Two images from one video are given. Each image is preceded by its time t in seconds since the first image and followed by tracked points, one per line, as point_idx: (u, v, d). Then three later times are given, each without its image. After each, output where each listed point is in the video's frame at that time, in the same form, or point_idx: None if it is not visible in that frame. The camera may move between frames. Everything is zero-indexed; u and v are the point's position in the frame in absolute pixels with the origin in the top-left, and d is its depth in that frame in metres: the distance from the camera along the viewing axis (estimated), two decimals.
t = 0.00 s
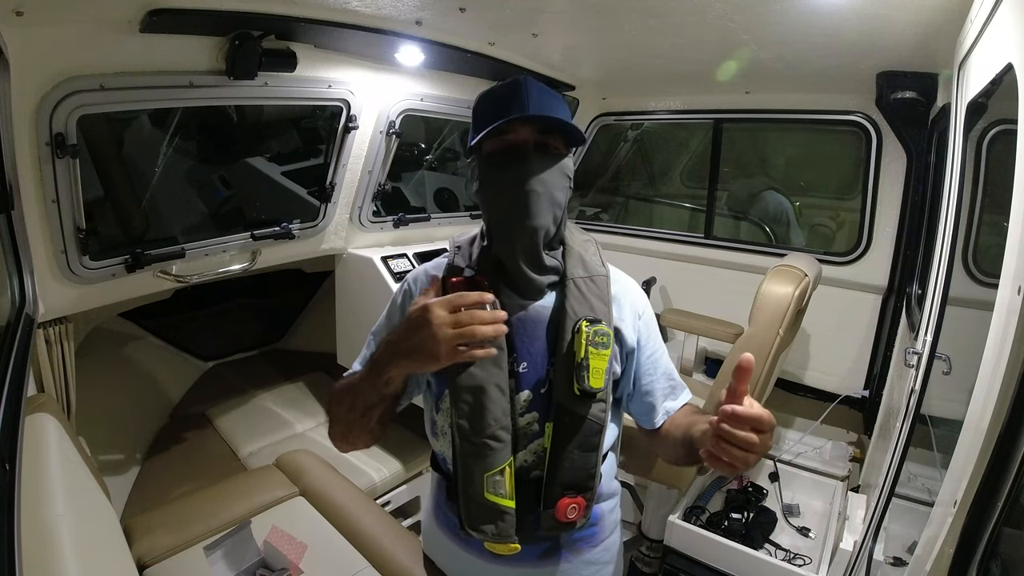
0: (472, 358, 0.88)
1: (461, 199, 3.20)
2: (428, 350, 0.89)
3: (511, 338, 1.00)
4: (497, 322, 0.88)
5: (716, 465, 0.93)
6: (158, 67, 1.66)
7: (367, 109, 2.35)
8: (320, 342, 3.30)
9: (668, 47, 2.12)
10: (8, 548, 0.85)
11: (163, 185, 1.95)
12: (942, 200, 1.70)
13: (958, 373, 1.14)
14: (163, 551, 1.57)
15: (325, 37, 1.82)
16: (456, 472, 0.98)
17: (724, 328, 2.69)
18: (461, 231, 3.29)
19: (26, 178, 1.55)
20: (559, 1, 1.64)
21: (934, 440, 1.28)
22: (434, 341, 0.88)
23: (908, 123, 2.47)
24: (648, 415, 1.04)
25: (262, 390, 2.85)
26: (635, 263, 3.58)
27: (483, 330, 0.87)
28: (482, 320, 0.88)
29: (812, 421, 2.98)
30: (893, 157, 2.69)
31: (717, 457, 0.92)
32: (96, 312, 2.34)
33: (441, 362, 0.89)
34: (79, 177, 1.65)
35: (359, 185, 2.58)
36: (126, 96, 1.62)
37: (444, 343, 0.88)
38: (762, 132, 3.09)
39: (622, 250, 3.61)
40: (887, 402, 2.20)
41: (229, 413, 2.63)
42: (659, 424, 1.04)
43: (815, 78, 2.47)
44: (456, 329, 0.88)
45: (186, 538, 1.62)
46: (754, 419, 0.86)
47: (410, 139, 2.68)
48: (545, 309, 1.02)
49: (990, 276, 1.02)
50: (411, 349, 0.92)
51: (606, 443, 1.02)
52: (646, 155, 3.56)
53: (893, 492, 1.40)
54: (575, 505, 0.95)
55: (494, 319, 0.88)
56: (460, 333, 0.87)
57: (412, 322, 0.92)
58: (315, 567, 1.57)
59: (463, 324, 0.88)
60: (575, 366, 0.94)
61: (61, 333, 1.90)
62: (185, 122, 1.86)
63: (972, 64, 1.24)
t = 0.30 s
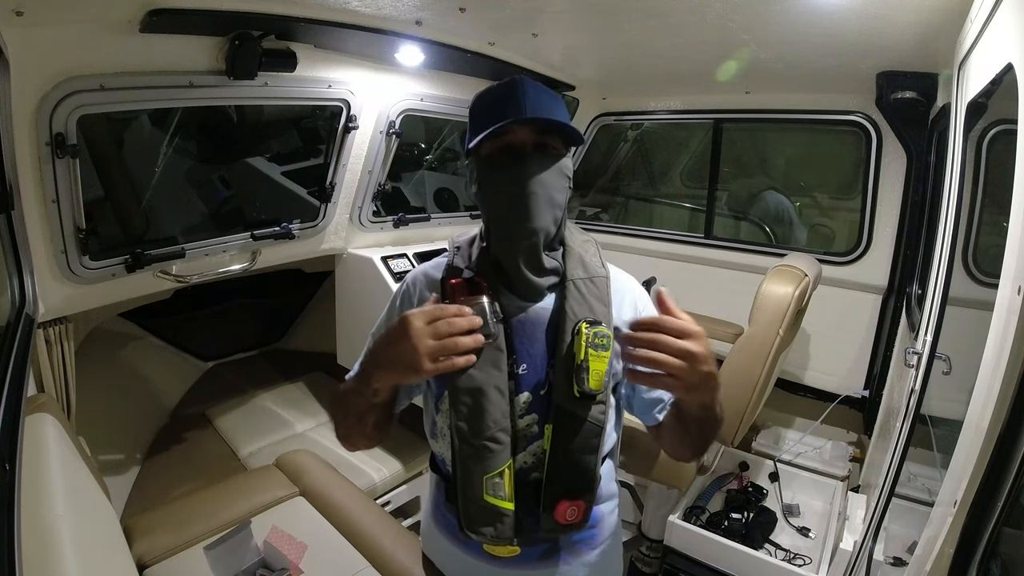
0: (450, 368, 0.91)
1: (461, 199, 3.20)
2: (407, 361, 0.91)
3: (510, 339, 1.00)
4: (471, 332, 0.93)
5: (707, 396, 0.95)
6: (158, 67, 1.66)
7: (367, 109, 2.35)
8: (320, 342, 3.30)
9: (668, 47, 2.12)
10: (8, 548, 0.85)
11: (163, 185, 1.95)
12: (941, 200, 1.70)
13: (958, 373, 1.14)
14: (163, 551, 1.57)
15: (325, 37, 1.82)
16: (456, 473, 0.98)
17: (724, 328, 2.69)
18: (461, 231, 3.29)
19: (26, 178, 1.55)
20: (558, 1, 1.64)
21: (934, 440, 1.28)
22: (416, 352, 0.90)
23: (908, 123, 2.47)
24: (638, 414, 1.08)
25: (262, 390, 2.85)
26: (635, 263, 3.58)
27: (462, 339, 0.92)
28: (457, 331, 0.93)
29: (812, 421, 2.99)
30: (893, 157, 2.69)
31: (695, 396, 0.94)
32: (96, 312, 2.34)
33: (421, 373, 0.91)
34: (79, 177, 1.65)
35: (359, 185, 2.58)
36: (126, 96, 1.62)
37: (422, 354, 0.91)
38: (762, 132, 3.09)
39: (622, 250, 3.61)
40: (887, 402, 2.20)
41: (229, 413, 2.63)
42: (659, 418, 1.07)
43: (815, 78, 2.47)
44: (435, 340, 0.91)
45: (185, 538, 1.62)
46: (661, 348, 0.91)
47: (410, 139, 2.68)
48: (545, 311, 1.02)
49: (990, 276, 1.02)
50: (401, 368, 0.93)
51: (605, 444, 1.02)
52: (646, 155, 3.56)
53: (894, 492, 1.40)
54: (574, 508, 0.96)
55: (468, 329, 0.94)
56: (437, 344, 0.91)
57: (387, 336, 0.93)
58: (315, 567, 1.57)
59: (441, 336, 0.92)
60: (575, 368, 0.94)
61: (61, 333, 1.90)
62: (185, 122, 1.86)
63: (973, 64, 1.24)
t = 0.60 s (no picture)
0: (453, 380, 0.88)
1: (461, 199, 3.20)
2: (410, 375, 0.90)
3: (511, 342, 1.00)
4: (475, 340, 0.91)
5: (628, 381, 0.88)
6: (158, 67, 1.66)
7: (367, 109, 2.35)
8: (320, 342, 3.30)
9: (668, 47, 2.12)
10: (8, 548, 0.85)
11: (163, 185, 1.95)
12: (941, 200, 1.70)
13: (959, 373, 1.14)
14: (163, 551, 1.57)
15: (325, 37, 1.82)
16: (457, 475, 0.98)
17: (724, 328, 2.69)
18: (461, 231, 3.29)
19: (26, 178, 1.55)
20: (559, 1, 1.64)
21: (934, 440, 1.28)
22: (418, 365, 0.89)
23: (908, 123, 2.47)
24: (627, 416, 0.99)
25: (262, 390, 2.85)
26: (635, 263, 3.58)
27: (464, 350, 0.89)
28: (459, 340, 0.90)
29: (812, 421, 2.96)
30: (893, 157, 2.69)
31: (613, 389, 0.87)
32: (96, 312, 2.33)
33: (425, 385, 0.89)
34: (79, 177, 1.65)
35: (359, 185, 2.58)
36: (126, 96, 1.63)
37: (425, 367, 0.89)
38: (762, 132, 3.09)
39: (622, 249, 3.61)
40: (887, 402, 2.20)
41: (229, 413, 2.63)
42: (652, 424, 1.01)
43: (815, 78, 2.47)
44: (437, 353, 0.89)
45: (186, 538, 1.62)
46: (547, 355, 0.85)
47: (410, 139, 2.68)
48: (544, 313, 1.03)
49: (990, 276, 1.02)
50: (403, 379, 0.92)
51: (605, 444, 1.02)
52: (646, 155, 3.56)
53: (893, 492, 1.41)
54: (574, 509, 0.97)
55: (472, 338, 0.92)
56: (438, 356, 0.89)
57: (389, 351, 0.92)
58: (315, 567, 1.57)
59: (443, 348, 0.90)
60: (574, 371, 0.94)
61: (61, 333, 1.90)
62: (185, 122, 1.86)
63: (973, 63, 1.24)
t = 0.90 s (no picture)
0: (443, 387, 0.89)
1: (461, 199, 3.21)
2: (399, 383, 0.90)
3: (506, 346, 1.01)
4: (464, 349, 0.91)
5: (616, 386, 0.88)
6: (158, 67, 1.66)
7: (367, 109, 2.35)
8: (320, 342, 3.30)
9: (668, 47, 2.12)
10: (8, 548, 0.85)
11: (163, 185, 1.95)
12: (941, 200, 1.70)
13: (959, 373, 1.14)
14: (163, 551, 1.57)
15: (325, 37, 1.82)
16: (449, 480, 0.99)
17: (724, 328, 2.69)
18: (461, 231, 3.29)
19: (26, 178, 1.55)
20: (558, 1, 1.64)
21: (934, 440, 1.28)
22: (406, 374, 0.89)
23: (908, 123, 2.47)
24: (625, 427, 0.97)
25: (262, 390, 2.85)
26: (635, 263, 3.58)
27: (454, 358, 0.89)
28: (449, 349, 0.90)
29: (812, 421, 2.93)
30: (893, 157, 2.69)
31: (603, 395, 0.87)
32: (96, 312, 2.33)
33: (414, 392, 0.90)
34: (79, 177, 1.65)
35: (359, 185, 2.58)
36: (126, 96, 1.63)
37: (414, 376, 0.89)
38: (761, 132, 3.09)
39: (622, 249, 3.61)
40: (887, 402, 2.20)
41: (229, 413, 2.63)
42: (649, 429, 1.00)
43: (815, 78, 2.47)
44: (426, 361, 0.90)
45: (186, 538, 1.62)
46: (535, 359, 0.85)
47: (409, 139, 2.68)
48: (539, 315, 1.02)
49: (990, 276, 1.02)
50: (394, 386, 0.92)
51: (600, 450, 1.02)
52: (646, 155, 3.56)
53: (893, 492, 1.41)
54: (565, 518, 0.96)
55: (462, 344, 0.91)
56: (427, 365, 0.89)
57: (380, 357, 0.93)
58: (315, 567, 1.57)
59: (433, 356, 0.90)
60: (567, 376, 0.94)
61: (61, 333, 1.90)
62: (185, 122, 1.86)
63: (973, 64, 1.24)
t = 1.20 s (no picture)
0: (439, 399, 0.89)
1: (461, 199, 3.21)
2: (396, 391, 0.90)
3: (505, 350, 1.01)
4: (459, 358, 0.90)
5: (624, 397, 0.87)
6: (158, 67, 1.66)
7: (367, 109, 2.35)
8: (320, 342, 3.30)
9: (668, 47, 2.12)
10: (8, 548, 0.84)
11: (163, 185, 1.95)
12: (941, 200, 1.70)
13: (959, 373, 1.14)
14: (164, 551, 1.57)
15: (325, 37, 1.82)
16: (450, 485, 0.99)
17: (724, 328, 2.69)
18: (461, 231, 3.29)
19: (26, 178, 1.55)
20: (558, 1, 1.64)
21: (934, 440, 1.28)
22: (402, 386, 0.89)
23: (908, 123, 2.47)
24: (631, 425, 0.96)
25: (262, 390, 2.85)
26: (635, 263, 3.58)
27: (449, 369, 0.89)
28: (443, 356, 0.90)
29: (812, 421, 2.93)
30: (893, 157, 2.69)
31: (607, 404, 0.86)
32: (96, 312, 2.33)
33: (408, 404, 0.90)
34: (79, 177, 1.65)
35: (359, 185, 2.58)
36: (126, 96, 1.63)
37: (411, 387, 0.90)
38: (762, 132, 3.09)
39: (622, 249, 3.61)
40: (887, 402, 2.20)
41: (229, 413, 2.63)
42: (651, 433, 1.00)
43: (815, 78, 2.47)
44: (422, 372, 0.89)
45: (186, 538, 1.62)
46: (541, 370, 0.84)
47: (410, 139, 2.68)
48: (539, 319, 1.02)
49: (990, 276, 1.02)
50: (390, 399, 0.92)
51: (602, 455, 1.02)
52: (646, 155, 3.56)
53: (893, 492, 1.41)
54: (567, 524, 0.95)
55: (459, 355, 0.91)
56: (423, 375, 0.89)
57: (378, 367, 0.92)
58: (315, 567, 1.57)
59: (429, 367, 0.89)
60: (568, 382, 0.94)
61: (62, 333, 1.90)
62: (185, 122, 1.86)
63: (973, 64, 1.24)
